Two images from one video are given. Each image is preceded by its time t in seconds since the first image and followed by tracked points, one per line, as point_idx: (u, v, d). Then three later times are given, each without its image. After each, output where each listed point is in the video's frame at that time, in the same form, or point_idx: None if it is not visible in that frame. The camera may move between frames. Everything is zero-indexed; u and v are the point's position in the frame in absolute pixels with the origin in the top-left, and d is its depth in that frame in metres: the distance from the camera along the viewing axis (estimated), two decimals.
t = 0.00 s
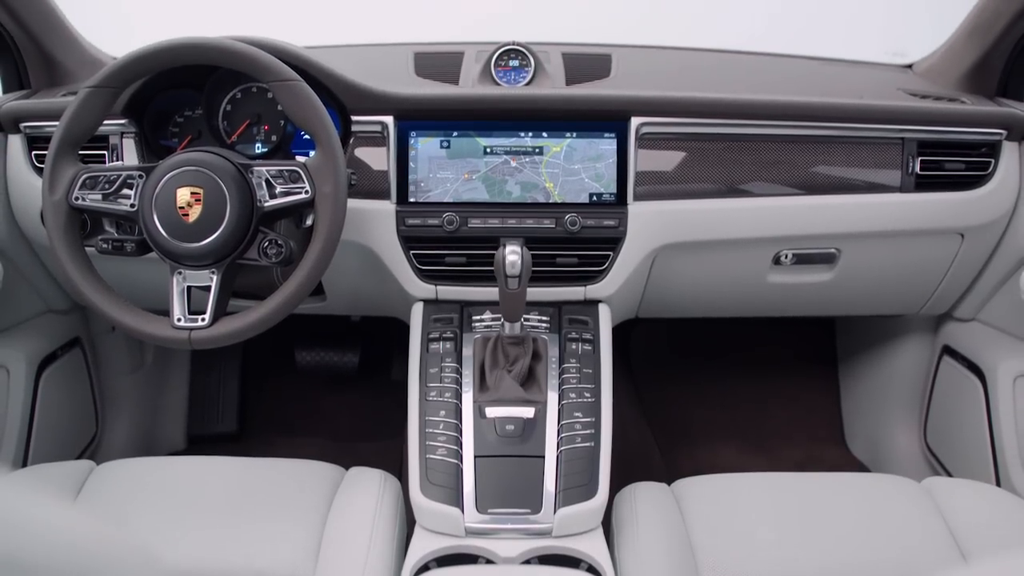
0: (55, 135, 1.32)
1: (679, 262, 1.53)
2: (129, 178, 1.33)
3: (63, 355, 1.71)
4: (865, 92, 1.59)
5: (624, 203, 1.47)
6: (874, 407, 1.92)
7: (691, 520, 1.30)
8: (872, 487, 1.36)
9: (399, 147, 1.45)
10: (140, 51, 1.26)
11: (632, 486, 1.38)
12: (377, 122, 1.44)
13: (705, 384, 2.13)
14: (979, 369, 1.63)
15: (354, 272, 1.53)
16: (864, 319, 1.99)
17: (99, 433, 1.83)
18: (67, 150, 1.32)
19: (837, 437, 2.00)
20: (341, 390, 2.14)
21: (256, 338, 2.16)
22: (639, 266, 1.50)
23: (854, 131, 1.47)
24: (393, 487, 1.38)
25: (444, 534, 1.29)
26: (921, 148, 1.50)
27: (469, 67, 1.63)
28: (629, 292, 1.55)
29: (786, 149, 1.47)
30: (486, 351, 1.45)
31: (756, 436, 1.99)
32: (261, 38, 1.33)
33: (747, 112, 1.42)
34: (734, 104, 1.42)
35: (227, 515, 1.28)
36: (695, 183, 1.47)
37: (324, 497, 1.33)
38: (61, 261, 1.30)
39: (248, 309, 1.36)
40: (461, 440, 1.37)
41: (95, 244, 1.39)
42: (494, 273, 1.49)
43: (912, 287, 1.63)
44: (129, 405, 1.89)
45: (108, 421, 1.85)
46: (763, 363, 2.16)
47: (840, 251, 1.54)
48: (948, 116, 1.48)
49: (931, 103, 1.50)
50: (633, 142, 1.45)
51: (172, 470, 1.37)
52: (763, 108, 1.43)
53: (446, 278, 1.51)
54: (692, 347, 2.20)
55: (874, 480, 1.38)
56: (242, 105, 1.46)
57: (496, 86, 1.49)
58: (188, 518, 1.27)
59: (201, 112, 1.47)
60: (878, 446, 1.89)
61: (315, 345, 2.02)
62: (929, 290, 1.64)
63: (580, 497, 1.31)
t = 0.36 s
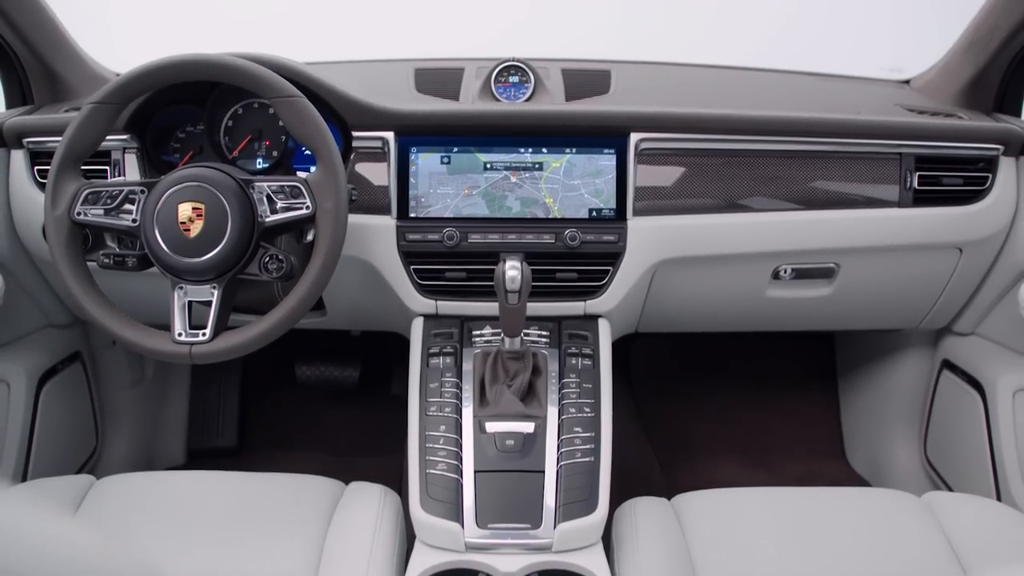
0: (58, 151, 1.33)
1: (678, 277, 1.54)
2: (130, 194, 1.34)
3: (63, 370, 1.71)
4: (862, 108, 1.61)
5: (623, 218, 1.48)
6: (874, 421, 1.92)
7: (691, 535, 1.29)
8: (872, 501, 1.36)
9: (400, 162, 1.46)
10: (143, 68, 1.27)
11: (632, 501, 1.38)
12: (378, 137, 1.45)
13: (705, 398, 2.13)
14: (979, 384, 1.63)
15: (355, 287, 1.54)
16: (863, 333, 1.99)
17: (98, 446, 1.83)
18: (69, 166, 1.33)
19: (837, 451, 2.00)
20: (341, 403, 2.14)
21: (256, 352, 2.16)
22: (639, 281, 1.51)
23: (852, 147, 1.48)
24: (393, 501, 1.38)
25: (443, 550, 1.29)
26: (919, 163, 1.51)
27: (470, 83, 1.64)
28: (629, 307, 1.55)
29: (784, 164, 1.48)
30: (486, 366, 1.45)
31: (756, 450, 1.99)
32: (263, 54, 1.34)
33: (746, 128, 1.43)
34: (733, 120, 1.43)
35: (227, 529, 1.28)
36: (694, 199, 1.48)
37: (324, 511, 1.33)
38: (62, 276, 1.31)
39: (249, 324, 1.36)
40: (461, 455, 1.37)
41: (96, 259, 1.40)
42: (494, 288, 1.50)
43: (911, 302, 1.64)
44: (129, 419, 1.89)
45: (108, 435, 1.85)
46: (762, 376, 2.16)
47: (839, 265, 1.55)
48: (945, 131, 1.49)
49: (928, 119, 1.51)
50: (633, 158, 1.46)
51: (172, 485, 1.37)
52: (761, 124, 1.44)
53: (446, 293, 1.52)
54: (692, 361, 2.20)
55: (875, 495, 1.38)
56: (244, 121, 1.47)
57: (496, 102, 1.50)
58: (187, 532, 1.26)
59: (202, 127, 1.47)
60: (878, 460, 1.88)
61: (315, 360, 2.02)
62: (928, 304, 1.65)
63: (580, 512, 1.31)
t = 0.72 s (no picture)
0: (60, 166, 1.33)
1: (678, 291, 1.54)
2: (132, 209, 1.34)
3: (63, 384, 1.72)
4: (860, 123, 1.62)
5: (623, 233, 1.48)
6: (875, 435, 1.91)
7: (691, 550, 1.29)
8: (871, 516, 1.36)
9: (401, 177, 1.47)
10: (145, 84, 1.28)
11: (632, 516, 1.38)
12: (378, 153, 1.45)
13: (705, 412, 2.13)
14: (979, 399, 1.63)
15: (355, 301, 1.54)
16: (863, 346, 1.99)
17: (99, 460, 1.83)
18: (71, 181, 1.33)
19: (837, 464, 2.00)
20: (341, 416, 2.14)
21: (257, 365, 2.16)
22: (639, 296, 1.51)
23: (850, 162, 1.49)
24: (393, 515, 1.38)
25: (443, 565, 1.29)
26: (917, 178, 1.51)
27: (470, 99, 1.65)
28: (629, 322, 1.56)
29: (783, 180, 1.49)
30: (486, 381, 1.45)
31: (756, 464, 1.99)
32: (264, 71, 1.35)
33: (745, 144, 1.44)
34: (732, 136, 1.44)
35: (226, 543, 1.28)
36: (694, 214, 1.48)
37: (324, 526, 1.33)
38: (64, 291, 1.31)
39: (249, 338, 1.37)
40: (461, 469, 1.37)
41: (98, 273, 1.40)
42: (494, 303, 1.50)
43: (910, 316, 1.64)
44: (129, 433, 1.89)
45: (108, 448, 1.85)
46: (762, 390, 2.16)
47: (838, 280, 1.55)
48: (943, 146, 1.50)
49: (926, 135, 1.52)
50: (632, 174, 1.47)
51: (172, 499, 1.37)
52: (760, 139, 1.45)
53: (446, 308, 1.52)
54: (691, 375, 2.20)
55: (875, 509, 1.38)
56: (245, 136, 1.47)
57: (497, 118, 1.51)
58: (187, 546, 1.26)
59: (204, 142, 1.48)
60: (878, 474, 1.88)
61: (316, 374, 2.02)
62: (927, 319, 1.65)
63: (580, 526, 1.31)
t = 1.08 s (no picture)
0: (62, 182, 1.34)
1: (677, 306, 1.54)
2: (134, 224, 1.35)
3: (63, 399, 1.72)
4: (858, 138, 1.62)
5: (622, 248, 1.49)
6: (875, 450, 1.91)
7: (692, 565, 1.29)
8: (871, 530, 1.36)
9: (401, 193, 1.48)
10: (148, 100, 1.28)
11: (632, 530, 1.38)
12: (379, 168, 1.46)
13: (705, 426, 2.13)
14: (978, 413, 1.63)
15: (356, 315, 1.54)
16: (863, 360, 1.99)
17: (99, 473, 1.83)
18: (73, 197, 1.34)
19: (837, 478, 2.00)
20: (341, 429, 2.14)
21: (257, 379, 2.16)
22: (639, 310, 1.52)
23: (848, 177, 1.49)
24: (393, 530, 1.38)
25: None
26: (914, 193, 1.52)
27: (470, 115, 1.66)
28: (629, 336, 1.56)
29: (781, 194, 1.50)
30: (486, 396, 1.46)
31: (756, 478, 1.99)
32: (266, 86, 1.36)
33: (744, 159, 1.45)
34: (730, 152, 1.45)
35: (226, 558, 1.27)
36: (693, 228, 1.49)
37: (324, 541, 1.33)
38: (65, 305, 1.31)
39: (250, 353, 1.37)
40: (461, 484, 1.37)
41: (99, 288, 1.41)
42: (494, 317, 1.51)
43: (909, 330, 1.64)
44: (129, 447, 1.89)
45: (107, 462, 1.85)
46: (762, 404, 2.16)
47: (837, 294, 1.56)
48: (941, 161, 1.51)
49: (924, 149, 1.52)
50: (631, 189, 1.48)
51: (172, 514, 1.37)
52: (759, 155, 1.45)
53: (446, 322, 1.53)
54: (691, 388, 2.19)
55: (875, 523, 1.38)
56: (246, 151, 1.48)
57: (497, 134, 1.52)
58: (186, 561, 1.26)
59: (205, 157, 1.48)
60: (878, 488, 1.88)
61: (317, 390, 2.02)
62: (926, 333, 1.66)
63: (580, 541, 1.31)
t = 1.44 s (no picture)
0: (64, 197, 1.34)
1: (677, 320, 1.55)
2: (135, 239, 1.35)
3: (64, 413, 1.72)
4: (856, 153, 1.63)
5: (622, 262, 1.50)
6: (875, 463, 1.91)
7: None
8: (871, 545, 1.35)
9: (401, 208, 1.48)
10: (151, 116, 1.29)
11: (632, 545, 1.38)
12: (380, 183, 1.47)
13: (705, 441, 2.13)
14: (978, 426, 1.63)
15: (356, 330, 1.55)
16: (863, 374, 2.00)
17: (98, 487, 1.83)
18: (75, 212, 1.34)
19: (837, 492, 2.00)
20: (341, 443, 2.14)
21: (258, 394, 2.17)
22: (639, 324, 1.52)
23: (846, 192, 1.50)
24: (393, 544, 1.38)
25: None
26: (913, 208, 1.53)
27: (470, 130, 1.67)
28: (628, 350, 1.56)
29: (780, 209, 1.50)
30: (486, 410, 1.46)
31: (756, 492, 1.99)
32: (267, 102, 1.36)
33: (743, 174, 1.46)
34: (729, 167, 1.46)
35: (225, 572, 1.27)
36: (692, 243, 1.50)
37: (324, 556, 1.33)
38: (66, 319, 1.31)
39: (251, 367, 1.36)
40: (461, 498, 1.37)
41: (100, 302, 1.40)
42: (494, 332, 1.51)
43: (908, 344, 1.65)
44: (129, 460, 1.89)
45: (107, 475, 1.85)
46: (762, 418, 2.16)
47: (836, 308, 1.56)
48: (938, 176, 1.51)
49: (922, 164, 1.53)
50: (630, 204, 1.48)
51: (172, 528, 1.37)
52: (758, 170, 1.46)
53: (446, 337, 1.53)
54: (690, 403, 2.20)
55: (876, 537, 1.37)
56: (248, 166, 1.49)
57: (498, 149, 1.53)
58: None
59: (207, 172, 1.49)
60: (878, 501, 1.88)
61: (318, 405, 2.03)
62: (925, 347, 1.66)
63: (580, 556, 1.31)
